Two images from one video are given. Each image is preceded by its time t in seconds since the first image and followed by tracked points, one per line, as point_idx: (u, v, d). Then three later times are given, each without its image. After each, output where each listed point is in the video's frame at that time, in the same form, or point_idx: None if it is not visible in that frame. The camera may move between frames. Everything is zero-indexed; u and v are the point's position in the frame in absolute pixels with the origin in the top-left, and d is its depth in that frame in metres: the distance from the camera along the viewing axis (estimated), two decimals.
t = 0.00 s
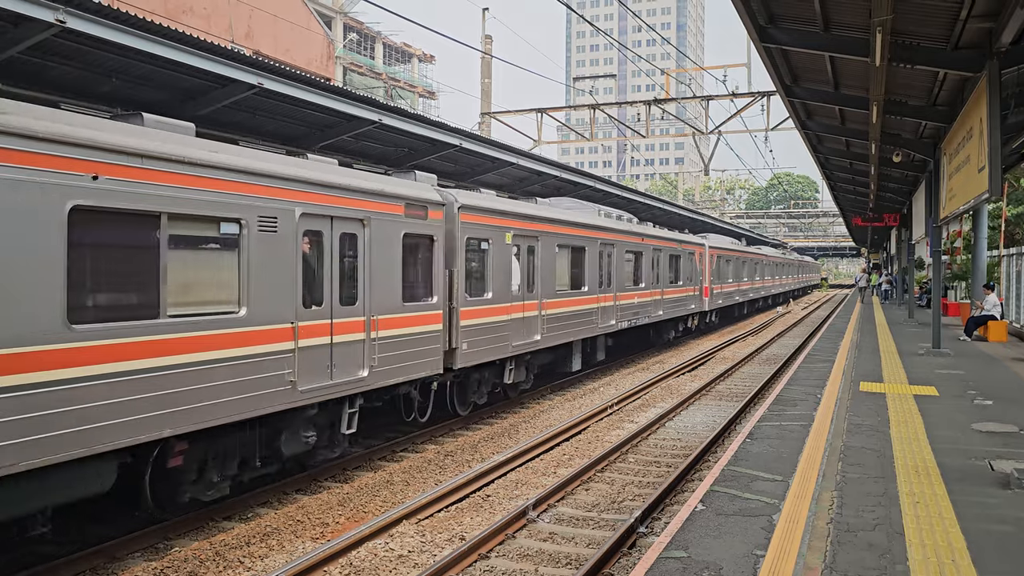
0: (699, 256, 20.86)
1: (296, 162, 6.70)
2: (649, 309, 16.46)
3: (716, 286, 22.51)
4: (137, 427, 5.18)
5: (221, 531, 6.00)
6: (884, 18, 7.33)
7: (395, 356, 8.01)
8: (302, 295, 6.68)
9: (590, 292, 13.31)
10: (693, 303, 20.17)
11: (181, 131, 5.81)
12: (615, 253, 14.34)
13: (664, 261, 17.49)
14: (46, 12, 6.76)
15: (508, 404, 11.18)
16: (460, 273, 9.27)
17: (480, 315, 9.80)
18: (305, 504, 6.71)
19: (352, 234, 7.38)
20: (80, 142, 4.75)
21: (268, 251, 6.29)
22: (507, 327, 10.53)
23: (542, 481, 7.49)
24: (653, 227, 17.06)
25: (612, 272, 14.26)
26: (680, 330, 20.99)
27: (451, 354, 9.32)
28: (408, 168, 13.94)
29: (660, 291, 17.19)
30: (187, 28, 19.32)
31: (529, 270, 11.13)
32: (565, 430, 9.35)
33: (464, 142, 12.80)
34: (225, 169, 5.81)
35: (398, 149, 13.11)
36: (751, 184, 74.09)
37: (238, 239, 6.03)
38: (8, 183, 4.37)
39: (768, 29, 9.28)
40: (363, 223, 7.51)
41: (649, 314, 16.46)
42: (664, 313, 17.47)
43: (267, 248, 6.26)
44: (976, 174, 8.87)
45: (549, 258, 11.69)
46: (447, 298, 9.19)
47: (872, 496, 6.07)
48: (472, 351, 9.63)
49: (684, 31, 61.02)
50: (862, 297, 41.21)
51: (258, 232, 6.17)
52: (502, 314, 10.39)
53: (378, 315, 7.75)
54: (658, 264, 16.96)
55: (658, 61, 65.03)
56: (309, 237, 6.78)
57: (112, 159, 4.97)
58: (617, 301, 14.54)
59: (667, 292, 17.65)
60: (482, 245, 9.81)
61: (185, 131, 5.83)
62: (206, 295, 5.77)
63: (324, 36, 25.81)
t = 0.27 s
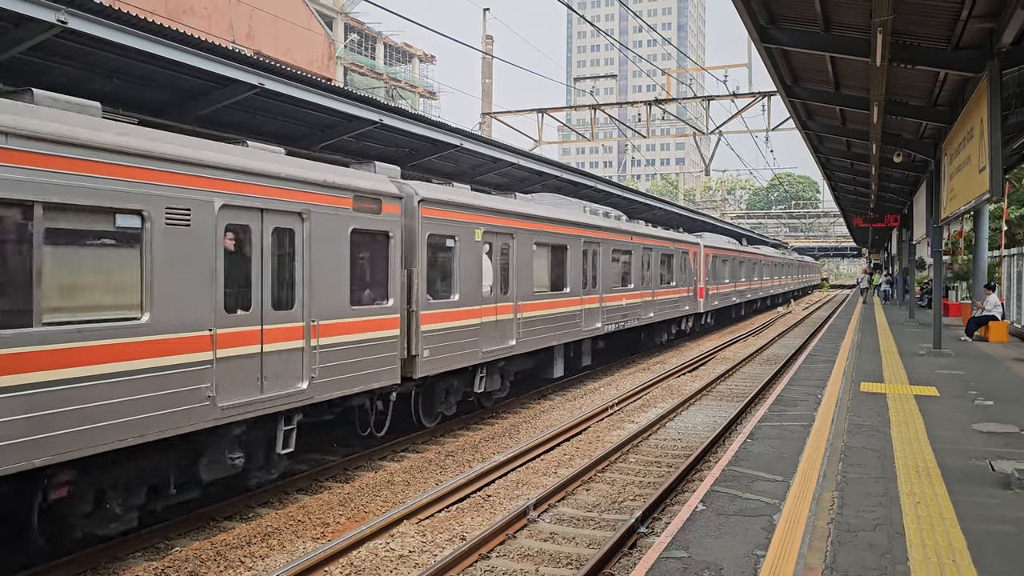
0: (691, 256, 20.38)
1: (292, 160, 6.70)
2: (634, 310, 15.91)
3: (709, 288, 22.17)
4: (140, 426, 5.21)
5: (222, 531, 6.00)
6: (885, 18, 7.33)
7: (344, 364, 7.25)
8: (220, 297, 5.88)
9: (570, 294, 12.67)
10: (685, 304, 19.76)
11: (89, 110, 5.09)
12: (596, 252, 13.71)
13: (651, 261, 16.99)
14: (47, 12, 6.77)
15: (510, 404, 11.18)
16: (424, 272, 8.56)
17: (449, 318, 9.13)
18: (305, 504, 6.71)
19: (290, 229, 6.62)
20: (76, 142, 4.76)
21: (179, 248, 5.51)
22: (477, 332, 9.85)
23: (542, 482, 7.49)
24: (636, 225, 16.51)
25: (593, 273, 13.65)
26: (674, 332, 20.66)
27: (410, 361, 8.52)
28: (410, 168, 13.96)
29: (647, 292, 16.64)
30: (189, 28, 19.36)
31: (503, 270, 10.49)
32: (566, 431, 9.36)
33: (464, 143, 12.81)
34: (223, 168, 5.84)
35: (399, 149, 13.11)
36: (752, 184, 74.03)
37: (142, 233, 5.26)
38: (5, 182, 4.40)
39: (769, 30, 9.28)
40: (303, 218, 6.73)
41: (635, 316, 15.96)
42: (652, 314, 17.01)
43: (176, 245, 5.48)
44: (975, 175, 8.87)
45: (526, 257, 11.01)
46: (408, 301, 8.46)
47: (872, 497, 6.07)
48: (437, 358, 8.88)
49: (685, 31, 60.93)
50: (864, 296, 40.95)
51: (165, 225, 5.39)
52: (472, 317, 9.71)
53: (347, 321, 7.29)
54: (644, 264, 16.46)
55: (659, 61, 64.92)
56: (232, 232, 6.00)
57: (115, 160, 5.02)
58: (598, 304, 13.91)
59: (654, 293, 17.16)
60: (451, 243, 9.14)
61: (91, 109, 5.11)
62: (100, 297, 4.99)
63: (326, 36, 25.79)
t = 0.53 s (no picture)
0: (685, 255, 19.52)
1: (291, 161, 6.60)
2: (622, 313, 14.99)
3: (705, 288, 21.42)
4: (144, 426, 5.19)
5: (223, 531, 6.00)
6: (885, 18, 7.33)
7: (280, 377, 6.38)
8: (117, 301, 5.02)
9: (550, 296, 11.74)
10: (679, 306, 19.00)
11: None
12: (579, 252, 12.82)
13: (642, 259, 16.12)
14: (47, 12, 6.77)
15: (511, 404, 11.18)
16: (378, 272, 7.60)
17: (410, 323, 8.20)
18: (306, 505, 6.70)
19: (212, 225, 5.77)
20: (74, 142, 4.73)
21: (65, 242, 4.70)
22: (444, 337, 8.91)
23: (542, 482, 7.49)
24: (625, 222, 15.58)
25: (576, 274, 12.75)
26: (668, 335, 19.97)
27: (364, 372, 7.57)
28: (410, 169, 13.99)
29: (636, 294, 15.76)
30: (189, 29, 19.38)
31: (473, 271, 9.54)
32: (566, 431, 9.35)
33: (465, 143, 12.81)
34: (218, 168, 5.73)
35: (399, 150, 13.12)
36: (752, 184, 74.02)
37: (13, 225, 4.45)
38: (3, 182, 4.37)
39: (770, 30, 9.29)
40: (227, 211, 5.87)
41: (624, 319, 15.09)
42: (642, 317, 16.14)
43: (60, 240, 4.66)
44: (976, 175, 8.87)
45: (501, 256, 10.11)
46: (359, 306, 7.48)
47: (873, 497, 6.07)
48: (393, 368, 7.90)
49: (685, 31, 60.89)
50: (864, 297, 40.73)
51: (46, 216, 4.58)
52: (436, 322, 8.76)
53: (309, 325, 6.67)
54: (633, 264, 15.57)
55: (659, 62, 64.85)
56: (131, 226, 5.16)
57: (113, 161, 4.98)
58: (582, 307, 13.03)
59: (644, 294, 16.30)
60: (411, 241, 8.19)
61: None
62: None
63: (326, 36, 25.81)
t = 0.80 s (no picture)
0: (679, 254, 18.71)
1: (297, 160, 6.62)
2: (608, 316, 14.14)
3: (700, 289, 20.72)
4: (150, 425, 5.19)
5: (223, 531, 6.01)
6: (886, 18, 7.33)
7: (198, 391, 5.55)
8: None
9: (528, 297, 10.91)
10: (671, 308, 18.24)
11: None
12: (561, 251, 12.00)
13: (631, 258, 15.27)
14: (48, 12, 6.77)
15: (511, 404, 11.18)
16: (325, 272, 6.76)
17: (363, 328, 7.32)
18: (306, 505, 6.70)
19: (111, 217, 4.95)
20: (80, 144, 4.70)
21: None
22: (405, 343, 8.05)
23: (543, 482, 7.49)
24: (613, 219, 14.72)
25: (557, 275, 11.92)
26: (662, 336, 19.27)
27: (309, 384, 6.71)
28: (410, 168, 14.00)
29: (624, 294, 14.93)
30: (190, 29, 19.39)
31: (439, 271, 8.68)
32: (567, 431, 9.35)
33: (465, 142, 12.80)
34: (223, 168, 5.74)
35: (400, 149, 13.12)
36: (753, 184, 74.00)
37: None
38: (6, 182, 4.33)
39: (771, 30, 9.28)
40: (131, 200, 5.06)
41: (611, 322, 14.28)
42: (631, 319, 15.36)
43: None
44: (976, 175, 8.86)
45: (473, 255, 9.27)
46: (300, 309, 6.60)
47: (873, 497, 6.07)
48: (346, 377, 7.05)
49: (686, 31, 60.84)
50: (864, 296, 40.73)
51: None
52: (395, 327, 7.88)
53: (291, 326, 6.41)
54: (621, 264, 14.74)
55: (659, 62, 64.77)
56: None
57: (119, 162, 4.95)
58: (565, 310, 12.23)
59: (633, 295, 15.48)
60: (365, 237, 7.33)
61: None
62: None
63: (327, 36, 25.82)
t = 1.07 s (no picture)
0: (671, 253, 17.95)
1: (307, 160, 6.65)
2: (595, 319, 13.39)
3: (696, 289, 20.05)
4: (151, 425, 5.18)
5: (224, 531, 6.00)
6: (887, 18, 7.33)
7: (92, 412, 4.76)
8: None
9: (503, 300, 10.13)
10: (664, 309, 17.52)
11: None
12: (542, 251, 11.24)
13: (619, 258, 14.47)
14: (49, 12, 6.77)
15: (512, 404, 11.17)
16: (258, 273, 6.01)
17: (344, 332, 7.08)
18: (307, 504, 6.70)
19: None
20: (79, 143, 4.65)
21: None
22: (359, 351, 7.27)
23: (544, 481, 7.49)
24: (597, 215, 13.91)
25: (538, 276, 11.16)
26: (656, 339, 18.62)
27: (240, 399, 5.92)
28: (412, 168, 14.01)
29: (612, 296, 14.13)
30: (191, 28, 19.40)
31: (399, 271, 7.91)
32: (567, 431, 9.35)
33: (466, 142, 12.80)
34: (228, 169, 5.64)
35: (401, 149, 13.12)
36: (753, 184, 73.95)
37: None
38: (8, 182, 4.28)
39: (771, 29, 9.28)
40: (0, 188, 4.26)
41: (597, 325, 13.48)
42: (620, 321, 14.56)
43: None
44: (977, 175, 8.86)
45: (438, 254, 8.49)
46: (226, 315, 5.82)
47: (875, 497, 6.07)
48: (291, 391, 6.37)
49: (686, 31, 60.78)
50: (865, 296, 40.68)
51: None
52: (345, 333, 7.08)
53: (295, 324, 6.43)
54: (608, 265, 13.95)
55: (660, 62, 64.71)
56: None
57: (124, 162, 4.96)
58: (546, 313, 11.43)
59: (621, 296, 14.66)
60: (309, 234, 6.59)
61: None
62: None
63: (327, 36, 25.81)
